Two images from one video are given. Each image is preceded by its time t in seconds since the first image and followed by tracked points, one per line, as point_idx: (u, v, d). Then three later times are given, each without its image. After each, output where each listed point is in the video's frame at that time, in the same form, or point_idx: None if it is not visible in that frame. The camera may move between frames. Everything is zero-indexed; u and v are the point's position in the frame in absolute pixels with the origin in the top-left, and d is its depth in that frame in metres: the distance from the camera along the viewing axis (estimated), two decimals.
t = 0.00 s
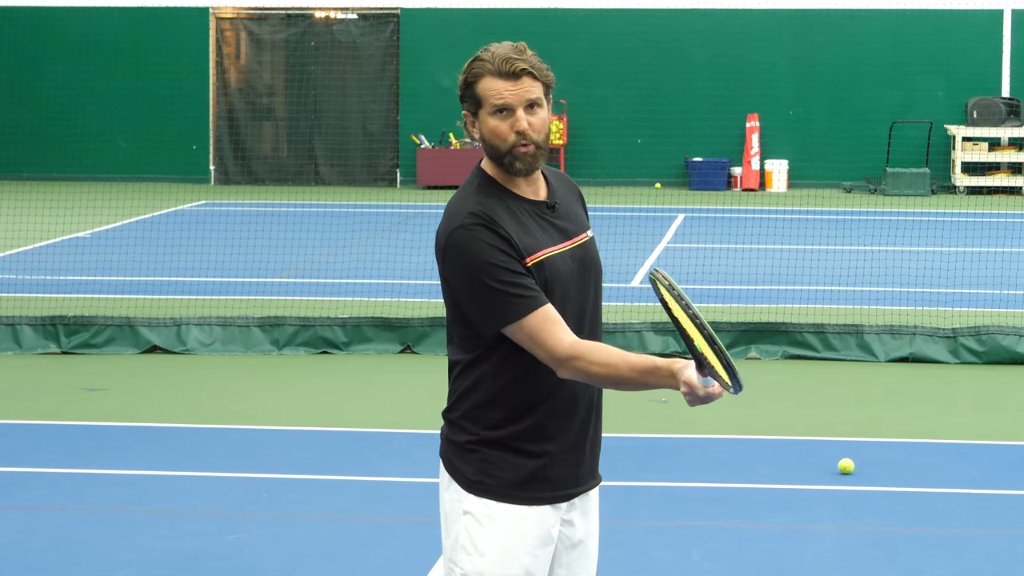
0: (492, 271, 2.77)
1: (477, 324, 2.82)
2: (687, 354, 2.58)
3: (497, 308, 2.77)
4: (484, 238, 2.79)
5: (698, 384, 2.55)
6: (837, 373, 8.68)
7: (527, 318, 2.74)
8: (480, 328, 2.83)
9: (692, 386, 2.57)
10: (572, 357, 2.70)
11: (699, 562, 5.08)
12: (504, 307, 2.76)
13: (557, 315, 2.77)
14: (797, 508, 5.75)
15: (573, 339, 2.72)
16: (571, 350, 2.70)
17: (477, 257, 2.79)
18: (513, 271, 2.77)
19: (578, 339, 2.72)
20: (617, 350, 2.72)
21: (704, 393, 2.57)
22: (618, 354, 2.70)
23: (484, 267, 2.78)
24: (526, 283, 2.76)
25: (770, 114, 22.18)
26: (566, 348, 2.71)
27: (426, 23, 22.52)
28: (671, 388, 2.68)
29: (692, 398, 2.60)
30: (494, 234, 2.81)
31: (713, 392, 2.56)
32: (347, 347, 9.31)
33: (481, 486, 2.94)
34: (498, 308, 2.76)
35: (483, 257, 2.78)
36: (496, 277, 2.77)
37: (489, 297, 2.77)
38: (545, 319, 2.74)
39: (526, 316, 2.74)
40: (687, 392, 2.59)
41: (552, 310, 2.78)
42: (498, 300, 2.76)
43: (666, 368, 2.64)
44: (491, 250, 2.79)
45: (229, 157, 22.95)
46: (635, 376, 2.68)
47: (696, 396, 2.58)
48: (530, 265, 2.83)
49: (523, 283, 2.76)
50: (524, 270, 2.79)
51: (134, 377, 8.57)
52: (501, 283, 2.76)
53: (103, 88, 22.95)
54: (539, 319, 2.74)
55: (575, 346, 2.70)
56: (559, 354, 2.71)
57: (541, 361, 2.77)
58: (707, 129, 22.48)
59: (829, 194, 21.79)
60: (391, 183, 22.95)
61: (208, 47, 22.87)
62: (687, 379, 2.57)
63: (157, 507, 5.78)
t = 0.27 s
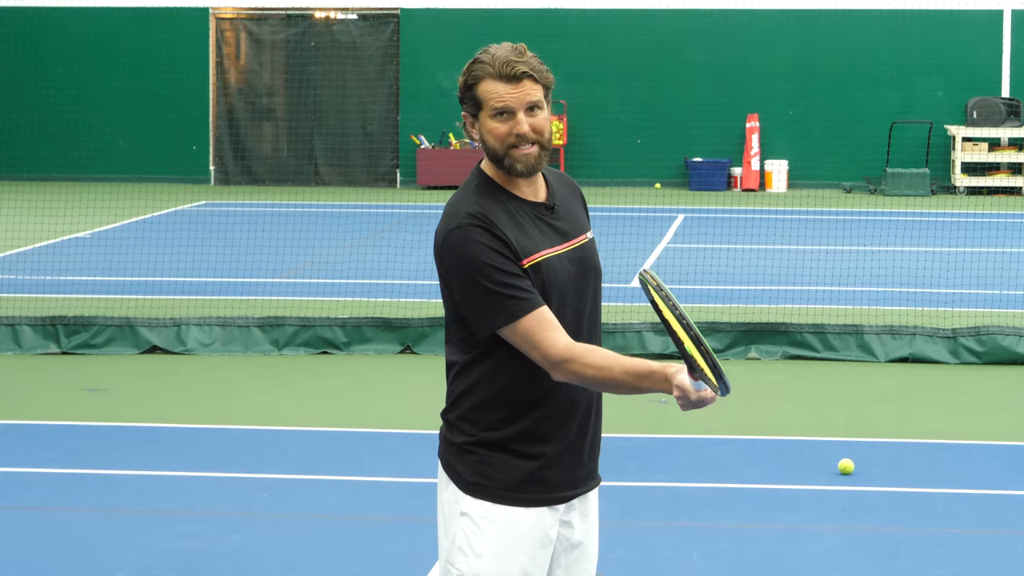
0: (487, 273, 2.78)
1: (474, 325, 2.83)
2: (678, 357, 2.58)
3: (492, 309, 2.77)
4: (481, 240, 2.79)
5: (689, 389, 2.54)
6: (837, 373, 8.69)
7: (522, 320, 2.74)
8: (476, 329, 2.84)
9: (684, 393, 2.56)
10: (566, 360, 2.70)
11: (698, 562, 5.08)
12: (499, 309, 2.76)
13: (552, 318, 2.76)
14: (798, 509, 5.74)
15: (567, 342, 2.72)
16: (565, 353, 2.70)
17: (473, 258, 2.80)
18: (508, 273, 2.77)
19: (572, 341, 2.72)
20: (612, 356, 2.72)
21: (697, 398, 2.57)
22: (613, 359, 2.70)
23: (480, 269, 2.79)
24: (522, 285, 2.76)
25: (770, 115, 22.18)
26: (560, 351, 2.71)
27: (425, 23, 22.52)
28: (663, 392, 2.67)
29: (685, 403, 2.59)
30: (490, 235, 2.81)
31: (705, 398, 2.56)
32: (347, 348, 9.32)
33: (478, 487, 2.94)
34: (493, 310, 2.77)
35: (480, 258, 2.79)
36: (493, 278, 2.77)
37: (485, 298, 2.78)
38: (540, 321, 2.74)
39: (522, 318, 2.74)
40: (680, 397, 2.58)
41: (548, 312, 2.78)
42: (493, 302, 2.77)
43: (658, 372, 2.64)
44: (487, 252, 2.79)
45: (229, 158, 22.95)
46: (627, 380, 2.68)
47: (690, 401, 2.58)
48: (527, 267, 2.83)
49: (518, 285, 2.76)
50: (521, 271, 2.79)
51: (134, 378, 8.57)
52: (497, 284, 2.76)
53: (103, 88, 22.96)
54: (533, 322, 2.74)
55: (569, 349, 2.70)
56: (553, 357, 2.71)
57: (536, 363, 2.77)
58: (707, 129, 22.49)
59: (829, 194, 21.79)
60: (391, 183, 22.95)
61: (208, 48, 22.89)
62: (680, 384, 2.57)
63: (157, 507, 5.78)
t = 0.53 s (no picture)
0: (483, 273, 2.78)
1: (470, 326, 2.83)
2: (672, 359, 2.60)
3: (487, 309, 2.77)
4: (477, 240, 2.79)
5: (683, 389, 2.57)
6: (837, 374, 8.69)
7: (517, 320, 2.74)
8: (472, 329, 2.84)
9: (677, 394, 2.59)
10: (560, 361, 2.70)
11: (698, 562, 5.08)
12: (494, 309, 2.76)
13: (547, 318, 2.76)
14: (798, 509, 5.74)
15: (561, 343, 2.72)
16: (559, 354, 2.70)
17: (469, 258, 2.80)
18: (504, 274, 2.77)
19: (566, 342, 2.72)
20: (605, 356, 2.73)
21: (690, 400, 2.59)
22: (606, 359, 2.72)
23: (476, 269, 2.79)
24: (517, 285, 2.76)
25: (770, 115, 22.19)
26: (553, 351, 2.71)
27: (425, 24, 22.51)
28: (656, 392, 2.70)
29: (678, 404, 2.62)
30: (487, 235, 2.81)
31: (699, 399, 2.58)
32: (347, 348, 9.32)
33: (475, 489, 2.94)
34: (488, 310, 2.76)
35: (476, 258, 2.79)
36: (488, 278, 2.77)
37: (480, 298, 2.78)
38: (534, 321, 2.74)
39: (516, 318, 2.74)
40: (672, 398, 2.60)
41: (543, 312, 2.78)
42: (488, 301, 2.76)
43: (652, 375, 2.66)
44: (482, 252, 2.79)
45: (229, 158, 22.94)
46: (621, 381, 2.69)
47: (682, 402, 2.60)
48: (523, 268, 2.82)
49: (513, 285, 2.76)
50: (516, 272, 2.79)
51: (134, 378, 8.57)
52: (493, 284, 2.76)
53: (103, 89, 22.96)
54: (527, 323, 2.74)
55: (563, 350, 2.71)
56: (547, 357, 2.71)
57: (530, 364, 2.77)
58: (707, 130, 22.49)
59: (829, 194, 21.78)
60: (391, 184, 22.93)
61: (208, 48, 22.88)
62: (673, 386, 2.59)
63: (157, 508, 5.78)
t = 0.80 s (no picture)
0: (477, 273, 2.78)
1: (464, 325, 2.82)
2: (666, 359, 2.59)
3: (482, 309, 2.76)
4: (472, 240, 2.79)
5: (677, 387, 2.55)
6: (836, 374, 8.68)
7: (511, 320, 2.74)
8: (466, 329, 2.84)
9: (671, 390, 2.57)
10: (552, 362, 2.70)
11: (698, 563, 5.08)
12: (488, 309, 2.76)
13: (540, 319, 2.76)
14: (797, 510, 5.74)
15: (554, 343, 2.72)
16: (550, 355, 2.71)
17: (463, 257, 2.79)
18: (498, 274, 2.77)
19: (559, 343, 2.72)
20: (599, 357, 2.71)
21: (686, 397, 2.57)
22: (599, 360, 2.71)
23: (470, 268, 2.78)
24: (511, 285, 2.76)
25: (770, 116, 22.19)
26: (545, 353, 2.71)
27: (425, 24, 22.52)
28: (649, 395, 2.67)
29: (672, 403, 2.59)
30: (483, 234, 2.81)
31: (696, 394, 2.57)
32: (347, 349, 9.32)
33: (471, 489, 2.94)
34: (482, 310, 2.76)
35: (470, 257, 2.79)
36: (482, 278, 2.77)
37: (474, 298, 2.77)
38: (527, 322, 2.74)
39: (510, 318, 2.74)
40: (667, 396, 2.58)
41: (537, 313, 2.78)
42: (482, 301, 2.76)
43: (645, 375, 2.63)
44: (478, 251, 2.79)
45: (229, 158, 22.94)
46: (613, 382, 2.68)
47: (677, 400, 2.58)
48: (518, 268, 2.83)
49: (507, 285, 2.76)
50: (511, 272, 2.79)
51: (134, 379, 8.56)
52: (487, 284, 2.76)
53: (103, 89, 22.97)
54: (520, 323, 2.74)
55: (556, 351, 2.70)
56: (539, 358, 2.71)
57: (522, 364, 2.77)
58: (707, 130, 22.48)
59: (829, 195, 21.79)
60: (391, 184, 22.93)
61: (208, 49, 22.88)
62: (667, 380, 2.57)
63: (157, 509, 5.77)
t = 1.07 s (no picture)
0: (473, 275, 2.78)
1: (460, 328, 2.82)
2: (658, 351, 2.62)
3: (477, 312, 2.77)
4: (469, 241, 2.79)
5: (669, 372, 2.58)
6: (836, 375, 8.68)
7: (505, 323, 2.74)
8: (462, 331, 2.83)
9: (666, 380, 2.59)
10: (544, 365, 2.70)
11: (698, 564, 5.08)
12: (483, 311, 2.75)
13: (535, 322, 2.76)
14: (797, 510, 5.74)
15: (547, 347, 2.72)
16: (543, 358, 2.70)
17: (460, 259, 2.79)
18: (494, 275, 2.77)
19: (552, 346, 2.72)
20: (591, 359, 2.72)
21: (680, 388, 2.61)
22: (592, 362, 2.71)
23: (466, 270, 2.78)
24: (507, 288, 2.76)
25: (770, 116, 22.19)
26: (538, 356, 2.71)
27: (425, 25, 22.52)
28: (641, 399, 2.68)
29: (665, 398, 2.62)
30: (480, 236, 2.80)
31: (690, 385, 2.61)
32: (347, 349, 9.31)
33: (468, 490, 2.94)
34: (477, 312, 2.76)
35: (466, 259, 2.79)
36: (478, 281, 2.77)
37: (469, 300, 2.77)
38: (521, 325, 2.74)
39: (505, 321, 2.74)
40: (660, 389, 2.61)
41: (533, 316, 2.78)
42: (478, 304, 2.76)
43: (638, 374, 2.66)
44: (474, 252, 2.79)
45: (229, 159, 22.95)
46: (605, 384, 2.69)
47: (672, 393, 2.60)
48: (515, 270, 2.82)
49: (503, 287, 2.76)
50: (507, 274, 2.79)
51: (134, 380, 8.56)
52: (482, 287, 2.76)
53: (103, 90, 22.98)
54: (515, 326, 2.74)
55: (550, 354, 2.70)
56: (531, 361, 2.71)
57: (517, 367, 2.76)
58: (707, 131, 22.48)
59: (829, 196, 21.79)
60: (391, 185, 22.93)
61: (208, 49, 22.87)
62: (661, 370, 2.60)
63: (157, 510, 5.77)
